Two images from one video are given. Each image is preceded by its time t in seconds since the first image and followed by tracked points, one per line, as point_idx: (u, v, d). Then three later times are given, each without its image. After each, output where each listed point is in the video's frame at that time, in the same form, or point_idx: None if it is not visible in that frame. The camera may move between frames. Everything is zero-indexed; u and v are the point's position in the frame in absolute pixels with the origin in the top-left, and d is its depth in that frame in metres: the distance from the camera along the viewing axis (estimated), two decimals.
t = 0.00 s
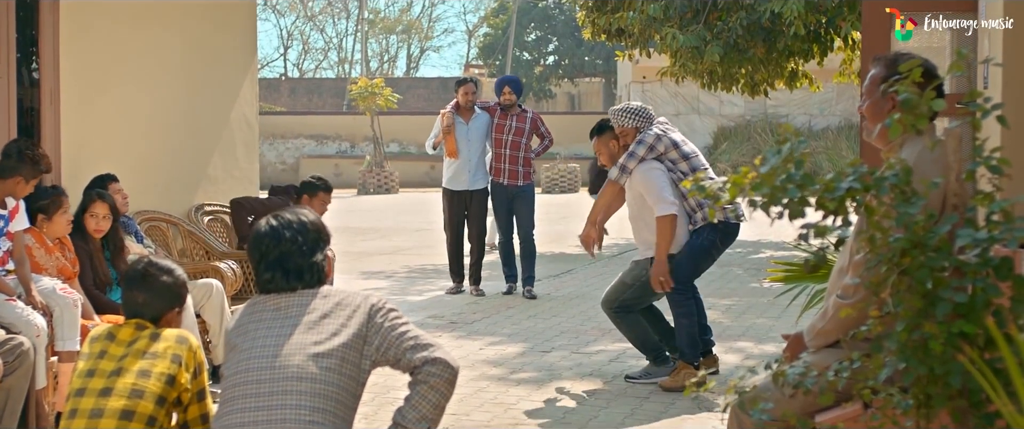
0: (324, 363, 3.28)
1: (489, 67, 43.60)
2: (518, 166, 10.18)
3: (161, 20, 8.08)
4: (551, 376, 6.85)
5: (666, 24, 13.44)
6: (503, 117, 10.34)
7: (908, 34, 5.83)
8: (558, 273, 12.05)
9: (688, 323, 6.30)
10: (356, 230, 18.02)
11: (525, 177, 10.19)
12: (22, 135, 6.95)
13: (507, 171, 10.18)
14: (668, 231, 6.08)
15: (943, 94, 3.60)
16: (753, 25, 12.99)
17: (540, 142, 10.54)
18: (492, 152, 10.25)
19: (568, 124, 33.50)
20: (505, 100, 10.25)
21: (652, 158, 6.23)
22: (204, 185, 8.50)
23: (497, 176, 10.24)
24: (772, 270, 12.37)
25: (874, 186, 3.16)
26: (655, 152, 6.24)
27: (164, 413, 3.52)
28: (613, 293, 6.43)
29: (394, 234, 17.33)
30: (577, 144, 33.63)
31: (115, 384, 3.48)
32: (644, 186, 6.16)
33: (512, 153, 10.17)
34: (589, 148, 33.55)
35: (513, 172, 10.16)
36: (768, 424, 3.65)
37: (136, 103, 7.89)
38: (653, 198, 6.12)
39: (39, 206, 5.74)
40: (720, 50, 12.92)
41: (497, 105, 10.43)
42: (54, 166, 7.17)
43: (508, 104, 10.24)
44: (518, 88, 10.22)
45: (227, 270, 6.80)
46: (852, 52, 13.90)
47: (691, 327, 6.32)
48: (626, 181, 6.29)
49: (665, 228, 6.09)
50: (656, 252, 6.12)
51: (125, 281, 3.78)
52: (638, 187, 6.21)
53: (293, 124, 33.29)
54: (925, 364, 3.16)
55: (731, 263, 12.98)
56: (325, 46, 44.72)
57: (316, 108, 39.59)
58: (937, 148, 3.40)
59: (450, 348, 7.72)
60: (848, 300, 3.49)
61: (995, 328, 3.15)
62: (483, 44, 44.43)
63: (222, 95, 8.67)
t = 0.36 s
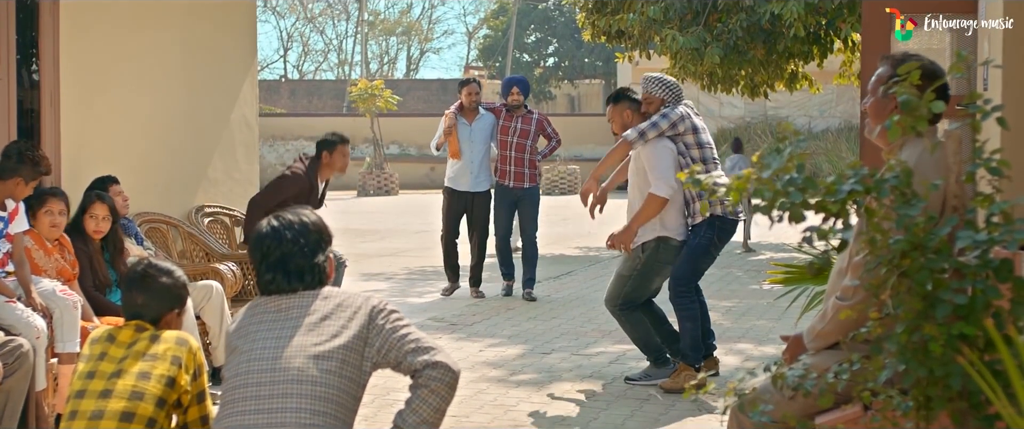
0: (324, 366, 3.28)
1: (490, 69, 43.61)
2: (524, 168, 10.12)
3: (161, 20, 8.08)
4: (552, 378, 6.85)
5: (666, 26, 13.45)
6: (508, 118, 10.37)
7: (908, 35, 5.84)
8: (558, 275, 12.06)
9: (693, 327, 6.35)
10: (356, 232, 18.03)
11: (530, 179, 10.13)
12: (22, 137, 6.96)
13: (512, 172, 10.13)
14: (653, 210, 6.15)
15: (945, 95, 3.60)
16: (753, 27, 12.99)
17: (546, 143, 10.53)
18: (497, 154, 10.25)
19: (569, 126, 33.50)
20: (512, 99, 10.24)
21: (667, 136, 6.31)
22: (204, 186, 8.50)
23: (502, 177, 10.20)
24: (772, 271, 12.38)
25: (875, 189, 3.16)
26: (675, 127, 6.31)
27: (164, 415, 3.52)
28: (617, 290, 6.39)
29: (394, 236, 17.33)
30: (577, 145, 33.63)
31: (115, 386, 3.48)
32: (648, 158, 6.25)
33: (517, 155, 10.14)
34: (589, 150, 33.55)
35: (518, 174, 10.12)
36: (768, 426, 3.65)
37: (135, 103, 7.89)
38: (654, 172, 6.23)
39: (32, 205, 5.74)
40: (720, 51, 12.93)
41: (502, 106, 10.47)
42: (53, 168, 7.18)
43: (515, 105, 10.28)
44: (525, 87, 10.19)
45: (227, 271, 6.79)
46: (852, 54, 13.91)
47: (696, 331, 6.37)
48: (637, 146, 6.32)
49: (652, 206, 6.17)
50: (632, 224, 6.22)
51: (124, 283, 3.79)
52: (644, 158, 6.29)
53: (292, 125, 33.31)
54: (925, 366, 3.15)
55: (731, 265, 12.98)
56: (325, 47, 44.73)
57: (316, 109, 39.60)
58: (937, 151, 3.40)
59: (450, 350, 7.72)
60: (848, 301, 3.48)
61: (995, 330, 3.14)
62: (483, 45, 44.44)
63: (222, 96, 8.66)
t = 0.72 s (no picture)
0: (324, 372, 3.28)
1: (490, 74, 43.62)
2: (519, 177, 10.09)
3: (161, 25, 8.06)
4: (551, 382, 6.85)
5: (666, 30, 13.46)
6: (502, 126, 10.30)
7: (908, 35, 5.91)
8: (558, 279, 12.05)
9: (694, 333, 6.38)
10: (356, 236, 18.02)
11: (527, 186, 10.11)
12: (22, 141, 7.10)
13: (508, 181, 10.08)
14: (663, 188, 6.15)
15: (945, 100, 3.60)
16: (753, 31, 13.01)
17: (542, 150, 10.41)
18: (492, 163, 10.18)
19: (569, 131, 33.51)
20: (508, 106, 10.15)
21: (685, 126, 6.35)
22: (205, 191, 8.48)
23: (498, 185, 10.15)
24: (772, 276, 12.38)
25: (875, 193, 3.16)
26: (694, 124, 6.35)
27: (164, 419, 3.52)
28: (630, 279, 6.43)
29: (394, 240, 17.33)
30: (577, 150, 33.63)
31: (114, 391, 3.48)
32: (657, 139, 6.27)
33: (511, 164, 10.09)
34: (589, 154, 33.53)
35: (515, 182, 10.08)
36: None
37: (135, 108, 7.90)
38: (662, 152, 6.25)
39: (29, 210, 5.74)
40: (721, 56, 12.95)
41: (497, 113, 10.40)
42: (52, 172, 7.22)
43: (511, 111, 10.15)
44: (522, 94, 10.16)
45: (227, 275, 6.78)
46: (852, 58, 13.93)
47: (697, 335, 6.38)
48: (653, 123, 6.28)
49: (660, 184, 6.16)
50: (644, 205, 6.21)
51: (120, 288, 3.79)
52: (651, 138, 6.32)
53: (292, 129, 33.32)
54: (925, 370, 3.15)
55: (732, 269, 12.98)
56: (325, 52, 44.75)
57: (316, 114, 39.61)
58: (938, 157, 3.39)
59: (450, 354, 7.72)
60: (848, 306, 3.49)
61: (995, 335, 3.14)
62: (483, 50, 44.46)
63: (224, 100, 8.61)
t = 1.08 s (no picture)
0: (323, 374, 3.28)
1: (490, 74, 43.62)
2: (509, 175, 10.06)
3: (160, 26, 8.03)
4: (551, 383, 6.85)
5: (666, 31, 13.46)
6: (492, 124, 10.29)
7: (908, 35, 5.91)
8: (558, 280, 12.06)
9: (695, 334, 6.39)
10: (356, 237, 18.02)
11: (516, 186, 10.07)
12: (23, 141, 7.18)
13: (497, 180, 10.05)
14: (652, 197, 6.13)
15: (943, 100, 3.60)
16: (753, 32, 13.01)
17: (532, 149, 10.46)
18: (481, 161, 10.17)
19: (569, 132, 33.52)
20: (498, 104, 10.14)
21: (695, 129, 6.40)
22: (207, 193, 8.42)
23: (487, 185, 10.12)
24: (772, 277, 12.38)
25: (874, 193, 3.16)
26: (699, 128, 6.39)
27: (164, 420, 3.52)
28: (636, 281, 6.41)
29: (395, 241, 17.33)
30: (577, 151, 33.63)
31: (114, 392, 3.48)
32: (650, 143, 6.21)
33: (501, 162, 10.06)
34: (589, 155, 33.53)
35: (504, 181, 10.05)
36: None
37: (134, 108, 7.90)
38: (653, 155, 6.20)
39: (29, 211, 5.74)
40: (721, 57, 12.95)
41: (488, 111, 10.38)
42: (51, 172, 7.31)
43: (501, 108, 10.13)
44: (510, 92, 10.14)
45: (226, 276, 6.79)
46: (851, 59, 13.93)
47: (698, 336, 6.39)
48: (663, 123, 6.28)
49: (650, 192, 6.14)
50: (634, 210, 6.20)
51: (117, 289, 3.79)
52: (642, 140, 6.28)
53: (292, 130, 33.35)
54: (925, 371, 3.15)
55: (732, 270, 12.98)
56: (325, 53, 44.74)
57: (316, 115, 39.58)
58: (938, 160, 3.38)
59: (450, 355, 7.72)
60: (848, 306, 3.50)
61: (995, 336, 3.14)
62: (483, 51, 44.46)
63: (225, 102, 8.50)
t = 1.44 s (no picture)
0: (322, 375, 3.28)
1: (490, 74, 43.60)
2: (505, 174, 10.05)
3: (159, 25, 8.03)
4: (551, 383, 6.85)
5: (666, 31, 13.46)
6: (491, 122, 10.25)
7: (908, 35, 5.91)
8: (558, 280, 12.06)
9: (696, 331, 6.46)
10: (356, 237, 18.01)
11: (513, 184, 10.04)
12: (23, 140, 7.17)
13: (494, 178, 10.04)
14: (637, 201, 6.16)
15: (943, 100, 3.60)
16: (753, 32, 13.01)
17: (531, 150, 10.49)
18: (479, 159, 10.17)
19: (569, 132, 33.51)
20: (495, 102, 10.14)
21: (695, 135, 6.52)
22: (207, 192, 8.43)
23: (483, 183, 10.09)
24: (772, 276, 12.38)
25: (875, 194, 3.16)
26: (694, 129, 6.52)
27: (164, 420, 3.52)
28: (636, 283, 6.37)
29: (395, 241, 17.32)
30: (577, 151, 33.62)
31: (114, 392, 3.47)
32: (632, 145, 6.24)
33: (498, 160, 10.07)
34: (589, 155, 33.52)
35: (501, 179, 10.02)
36: None
37: (134, 108, 7.90)
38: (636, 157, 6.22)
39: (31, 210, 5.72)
40: (721, 57, 12.95)
41: (485, 109, 10.38)
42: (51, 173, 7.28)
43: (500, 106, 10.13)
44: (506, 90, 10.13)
45: (226, 276, 6.79)
46: (851, 59, 13.92)
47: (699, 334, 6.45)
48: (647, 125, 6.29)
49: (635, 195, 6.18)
50: (621, 213, 6.23)
51: (116, 289, 3.79)
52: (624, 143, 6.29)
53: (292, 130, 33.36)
54: (925, 371, 3.15)
55: (733, 270, 12.97)
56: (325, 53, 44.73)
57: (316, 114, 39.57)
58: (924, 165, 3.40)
59: (450, 355, 7.72)
60: (847, 306, 3.50)
61: (995, 336, 3.14)
62: (483, 51, 44.43)
63: (224, 102, 8.51)
